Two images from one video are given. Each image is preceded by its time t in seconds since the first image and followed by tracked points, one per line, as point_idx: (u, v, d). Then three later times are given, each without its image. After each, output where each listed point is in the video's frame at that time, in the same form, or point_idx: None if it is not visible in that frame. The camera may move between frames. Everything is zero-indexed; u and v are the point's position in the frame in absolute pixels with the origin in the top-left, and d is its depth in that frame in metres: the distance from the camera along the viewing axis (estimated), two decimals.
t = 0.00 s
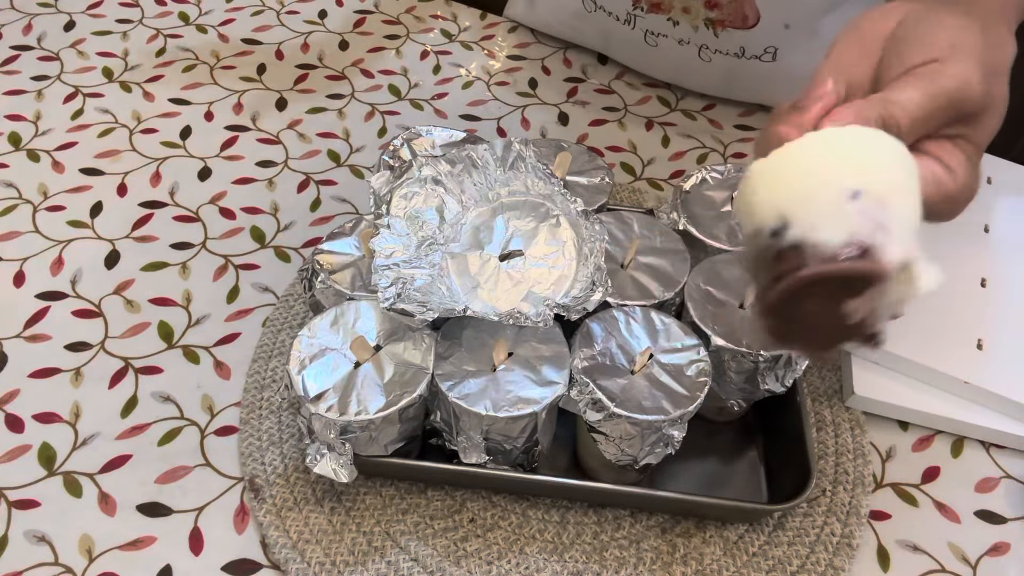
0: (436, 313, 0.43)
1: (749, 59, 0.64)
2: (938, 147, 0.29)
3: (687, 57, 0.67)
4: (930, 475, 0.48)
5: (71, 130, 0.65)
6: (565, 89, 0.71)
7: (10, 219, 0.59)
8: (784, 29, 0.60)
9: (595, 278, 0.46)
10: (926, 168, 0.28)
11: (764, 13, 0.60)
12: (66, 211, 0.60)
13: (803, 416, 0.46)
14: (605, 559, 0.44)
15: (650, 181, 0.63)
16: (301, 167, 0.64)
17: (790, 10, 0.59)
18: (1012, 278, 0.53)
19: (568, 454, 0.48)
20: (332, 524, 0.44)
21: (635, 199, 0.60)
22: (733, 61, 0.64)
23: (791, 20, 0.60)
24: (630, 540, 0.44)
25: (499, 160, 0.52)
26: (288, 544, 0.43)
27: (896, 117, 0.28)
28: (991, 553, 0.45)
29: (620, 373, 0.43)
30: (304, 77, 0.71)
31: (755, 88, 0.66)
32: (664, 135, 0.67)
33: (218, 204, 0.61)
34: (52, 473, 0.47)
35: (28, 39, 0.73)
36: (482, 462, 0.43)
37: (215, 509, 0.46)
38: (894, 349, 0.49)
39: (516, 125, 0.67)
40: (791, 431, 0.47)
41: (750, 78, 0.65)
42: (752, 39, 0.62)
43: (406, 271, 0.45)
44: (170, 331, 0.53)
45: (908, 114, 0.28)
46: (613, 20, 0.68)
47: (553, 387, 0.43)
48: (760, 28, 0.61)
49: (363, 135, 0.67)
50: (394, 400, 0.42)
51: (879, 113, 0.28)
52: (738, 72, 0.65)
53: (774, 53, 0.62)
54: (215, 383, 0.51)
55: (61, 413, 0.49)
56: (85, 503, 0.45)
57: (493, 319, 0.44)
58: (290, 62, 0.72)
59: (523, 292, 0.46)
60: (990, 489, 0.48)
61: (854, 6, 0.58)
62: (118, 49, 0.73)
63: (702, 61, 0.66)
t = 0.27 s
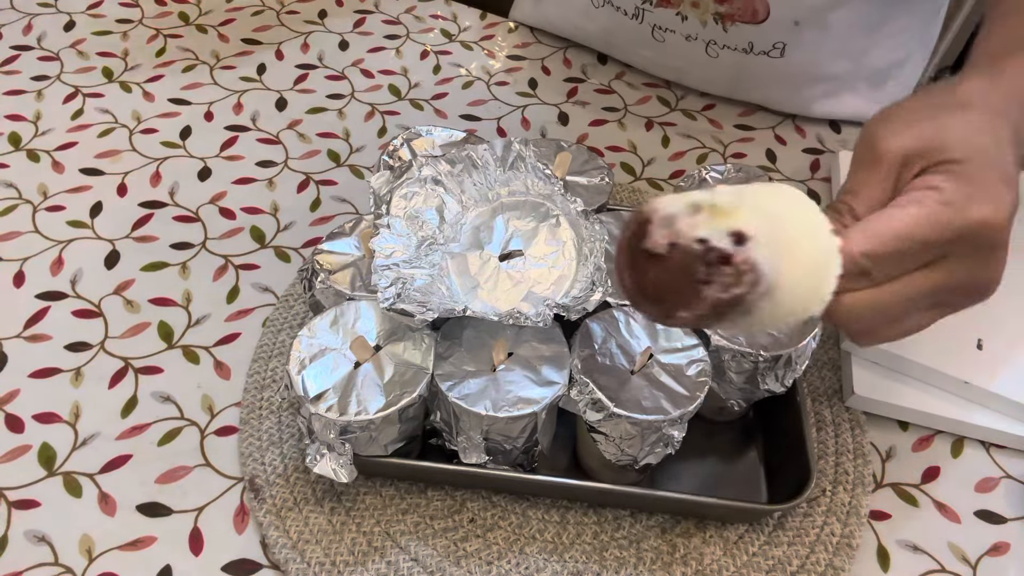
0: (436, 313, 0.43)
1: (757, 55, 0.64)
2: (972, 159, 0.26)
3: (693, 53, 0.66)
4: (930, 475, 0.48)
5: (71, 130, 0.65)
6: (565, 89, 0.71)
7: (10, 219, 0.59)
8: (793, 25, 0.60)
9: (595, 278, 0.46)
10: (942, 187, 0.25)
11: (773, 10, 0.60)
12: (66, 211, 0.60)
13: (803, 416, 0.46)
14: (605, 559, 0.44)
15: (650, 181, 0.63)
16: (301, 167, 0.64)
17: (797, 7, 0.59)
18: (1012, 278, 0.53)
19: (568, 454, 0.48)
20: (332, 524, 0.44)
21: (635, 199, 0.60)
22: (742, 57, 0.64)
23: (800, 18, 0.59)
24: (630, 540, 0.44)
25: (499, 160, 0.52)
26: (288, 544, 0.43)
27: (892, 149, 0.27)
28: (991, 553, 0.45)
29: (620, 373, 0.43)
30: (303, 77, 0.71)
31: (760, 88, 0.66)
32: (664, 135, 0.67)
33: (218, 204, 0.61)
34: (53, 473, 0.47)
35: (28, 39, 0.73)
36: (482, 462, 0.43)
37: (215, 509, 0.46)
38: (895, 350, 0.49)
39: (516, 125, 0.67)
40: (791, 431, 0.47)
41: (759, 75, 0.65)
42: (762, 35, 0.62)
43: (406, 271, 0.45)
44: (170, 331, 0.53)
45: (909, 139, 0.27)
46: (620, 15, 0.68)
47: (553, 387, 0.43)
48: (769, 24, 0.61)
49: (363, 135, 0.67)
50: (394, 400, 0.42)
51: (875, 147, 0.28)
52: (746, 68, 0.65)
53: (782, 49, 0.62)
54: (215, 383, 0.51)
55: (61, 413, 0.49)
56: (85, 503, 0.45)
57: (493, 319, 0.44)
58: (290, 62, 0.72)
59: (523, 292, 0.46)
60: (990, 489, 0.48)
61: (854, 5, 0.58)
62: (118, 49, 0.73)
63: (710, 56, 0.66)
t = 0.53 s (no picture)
0: (436, 313, 0.43)
1: (761, 57, 0.63)
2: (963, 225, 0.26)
3: (696, 55, 0.66)
4: (930, 475, 0.48)
5: (71, 130, 0.65)
6: (565, 89, 0.71)
7: (10, 219, 0.59)
8: (797, 25, 0.60)
9: (595, 278, 0.46)
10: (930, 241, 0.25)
11: (777, 10, 0.59)
12: (66, 211, 0.60)
13: (803, 416, 0.46)
14: (605, 559, 0.43)
15: (650, 181, 0.63)
16: (301, 167, 0.64)
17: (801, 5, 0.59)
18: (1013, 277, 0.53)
19: (568, 454, 0.48)
20: (332, 524, 0.44)
21: (635, 199, 0.60)
22: (745, 58, 0.64)
23: (805, 17, 0.59)
24: (630, 540, 0.44)
25: (499, 160, 0.52)
26: (288, 544, 0.43)
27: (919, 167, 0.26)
28: (991, 553, 0.45)
29: (620, 373, 0.43)
30: (303, 77, 0.71)
31: (762, 89, 0.66)
32: (664, 135, 0.67)
33: (218, 204, 0.61)
34: (52, 473, 0.47)
35: (27, 39, 0.73)
36: (482, 462, 0.43)
37: (214, 509, 0.46)
38: (895, 350, 0.49)
39: (516, 125, 0.67)
40: (792, 431, 0.47)
41: (763, 76, 0.65)
42: (765, 36, 0.61)
43: (406, 271, 0.45)
44: (170, 331, 0.53)
45: (938, 171, 0.25)
46: (624, 18, 0.67)
47: (553, 387, 0.43)
48: (773, 25, 0.61)
49: (363, 135, 0.67)
50: (394, 400, 0.42)
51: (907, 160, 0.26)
52: (749, 69, 0.65)
53: (786, 50, 0.62)
54: (215, 383, 0.51)
55: (61, 413, 0.49)
56: (84, 503, 0.45)
57: (493, 319, 0.44)
58: (290, 62, 0.72)
59: (523, 291, 0.46)
60: (989, 490, 0.48)
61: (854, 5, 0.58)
62: (118, 49, 0.73)
63: (714, 58, 0.66)
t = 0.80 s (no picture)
0: (436, 313, 0.43)
1: (752, 58, 0.64)
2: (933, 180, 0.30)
3: (689, 54, 0.66)
4: (930, 475, 0.48)
5: (71, 130, 0.65)
6: (565, 89, 0.71)
7: (10, 219, 0.59)
8: (788, 26, 0.60)
9: (595, 278, 0.46)
10: (908, 201, 0.30)
11: (767, 11, 0.60)
12: (66, 211, 0.60)
13: (804, 416, 0.46)
14: (605, 559, 0.43)
15: (650, 181, 0.63)
16: (300, 167, 0.64)
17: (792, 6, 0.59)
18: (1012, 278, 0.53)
19: (568, 455, 0.48)
20: (332, 524, 0.44)
21: (635, 199, 0.60)
22: (736, 58, 0.64)
23: (795, 19, 0.60)
24: (630, 540, 0.44)
25: (499, 160, 0.52)
26: (288, 544, 0.43)
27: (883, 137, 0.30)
28: (991, 553, 0.45)
29: (620, 373, 0.43)
30: (303, 77, 0.71)
31: (758, 91, 0.66)
32: (664, 135, 0.67)
33: (218, 205, 0.61)
34: (52, 473, 0.47)
35: (27, 39, 0.73)
36: (483, 462, 0.43)
37: (214, 509, 0.46)
38: (894, 350, 0.49)
39: (516, 125, 0.67)
40: (792, 431, 0.47)
41: (754, 77, 0.65)
42: (757, 36, 0.62)
43: (406, 271, 0.45)
44: (170, 331, 0.53)
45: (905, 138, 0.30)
46: (619, 15, 0.67)
47: (553, 388, 0.43)
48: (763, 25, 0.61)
49: (363, 135, 0.67)
50: (394, 400, 0.42)
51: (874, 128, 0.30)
52: (740, 69, 0.65)
53: (777, 50, 0.62)
54: (215, 383, 0.51)
55: (61, 413, 0.49)
56: (85, 503, 0.45)
57: (493, 319, 0.44)
58: (290, 62, 0.72)
59: (523, 291, 0.46)
60: (989, 490, 0.48)
61: (853, 6, 0.58)
62: (118, 49, 0.73)
63: (706, 57, 0.66)
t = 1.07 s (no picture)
0: (436, 313, 0.43)
1: (757, 59, 0.63)
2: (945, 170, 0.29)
3: (694, 55, 0.66)
4: (930, 475, 0.48)
5: (71, 130, 0.65)
6: (565, 89, 0.71)
7: (10, 219, 0.59)
8: (793, 27, 0.60)
9: (595, 278, 0.46)
10: (921, 193, 0.29)
11: (773, 11, 0.60)
12: (66, 211, 0.60)
13: (804, 416, 0.46)
14: (605, 559, 0.43)
15: (650, 181, 0.63)
16: (300, 167, 0.64)
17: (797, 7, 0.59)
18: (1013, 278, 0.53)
19: (568, 455, 0.48)
20: (332, 524, 0.44)
21: (635, 199, 0.60)
22: (741, 59, 0.64)
23: (801, 19, 0.60)
24: (630, 540, 0.44)
25: (499, 160, 0.52)
26: (288, 544, 0.43)
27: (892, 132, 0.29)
28: (991, 553, 0.45)
29: (619, 373, 0.43)
30: (303, 77, 0.71)
31: (758, 91, 0.66)
32: (664, 135, 0.67)
33: (218, 205, 0.61)
34: (52, 473, 0.47)
35: (28, 39, 0.73)
36: (482, 462, 0.43)
37: (214, 509, 0.46)
38: (895, 350, 0.49)
39: (516, 125, 0.67)
40: (792, 431, 0.47)
41: (759, 78, 0.65)
42: (762, 38, 0.62)
43: (407, 271, 0.45)
44: (170, 331, 0.53)
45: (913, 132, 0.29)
46: (622, 16, 0.67)
47: (553, 388, 0.43)
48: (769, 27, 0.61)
49: (363, 135, 0.67)
50: (394, 400, 0.42)
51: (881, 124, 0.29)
52: (745, 70, 0.65)
53: (783, 51, 0.62)
54: (215, 383, 0.51)
55: (61, 413, 0.49)
56: (85, 503, 0.45)
57: (493, 319, 0.44)
58: (290, 62, 0.72)
59: (523, 292, 0.46)
60: (989, 490, 0.48)
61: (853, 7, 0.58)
62: (118, 49, 0.73)
63: (711, 59, 0.66)
